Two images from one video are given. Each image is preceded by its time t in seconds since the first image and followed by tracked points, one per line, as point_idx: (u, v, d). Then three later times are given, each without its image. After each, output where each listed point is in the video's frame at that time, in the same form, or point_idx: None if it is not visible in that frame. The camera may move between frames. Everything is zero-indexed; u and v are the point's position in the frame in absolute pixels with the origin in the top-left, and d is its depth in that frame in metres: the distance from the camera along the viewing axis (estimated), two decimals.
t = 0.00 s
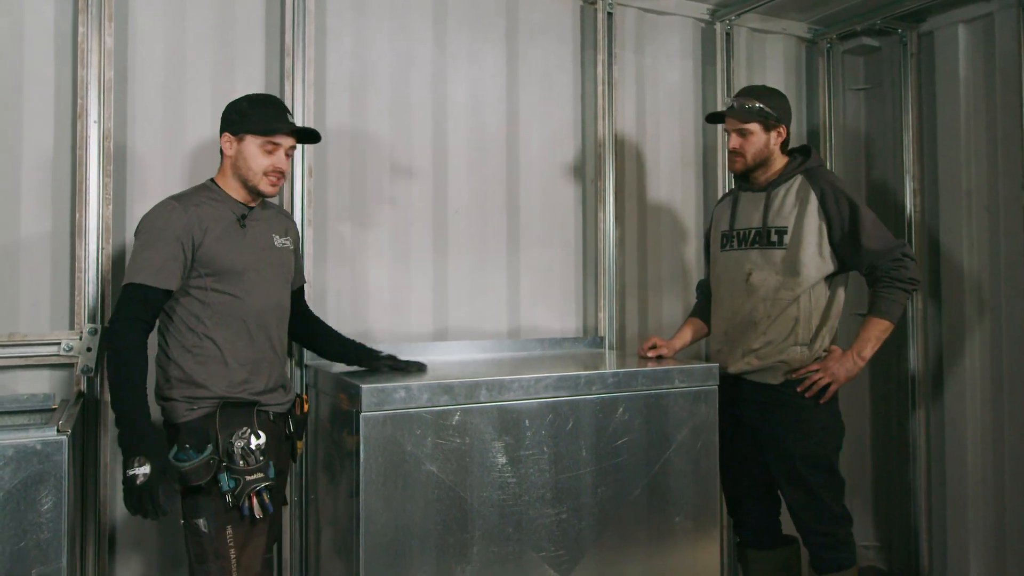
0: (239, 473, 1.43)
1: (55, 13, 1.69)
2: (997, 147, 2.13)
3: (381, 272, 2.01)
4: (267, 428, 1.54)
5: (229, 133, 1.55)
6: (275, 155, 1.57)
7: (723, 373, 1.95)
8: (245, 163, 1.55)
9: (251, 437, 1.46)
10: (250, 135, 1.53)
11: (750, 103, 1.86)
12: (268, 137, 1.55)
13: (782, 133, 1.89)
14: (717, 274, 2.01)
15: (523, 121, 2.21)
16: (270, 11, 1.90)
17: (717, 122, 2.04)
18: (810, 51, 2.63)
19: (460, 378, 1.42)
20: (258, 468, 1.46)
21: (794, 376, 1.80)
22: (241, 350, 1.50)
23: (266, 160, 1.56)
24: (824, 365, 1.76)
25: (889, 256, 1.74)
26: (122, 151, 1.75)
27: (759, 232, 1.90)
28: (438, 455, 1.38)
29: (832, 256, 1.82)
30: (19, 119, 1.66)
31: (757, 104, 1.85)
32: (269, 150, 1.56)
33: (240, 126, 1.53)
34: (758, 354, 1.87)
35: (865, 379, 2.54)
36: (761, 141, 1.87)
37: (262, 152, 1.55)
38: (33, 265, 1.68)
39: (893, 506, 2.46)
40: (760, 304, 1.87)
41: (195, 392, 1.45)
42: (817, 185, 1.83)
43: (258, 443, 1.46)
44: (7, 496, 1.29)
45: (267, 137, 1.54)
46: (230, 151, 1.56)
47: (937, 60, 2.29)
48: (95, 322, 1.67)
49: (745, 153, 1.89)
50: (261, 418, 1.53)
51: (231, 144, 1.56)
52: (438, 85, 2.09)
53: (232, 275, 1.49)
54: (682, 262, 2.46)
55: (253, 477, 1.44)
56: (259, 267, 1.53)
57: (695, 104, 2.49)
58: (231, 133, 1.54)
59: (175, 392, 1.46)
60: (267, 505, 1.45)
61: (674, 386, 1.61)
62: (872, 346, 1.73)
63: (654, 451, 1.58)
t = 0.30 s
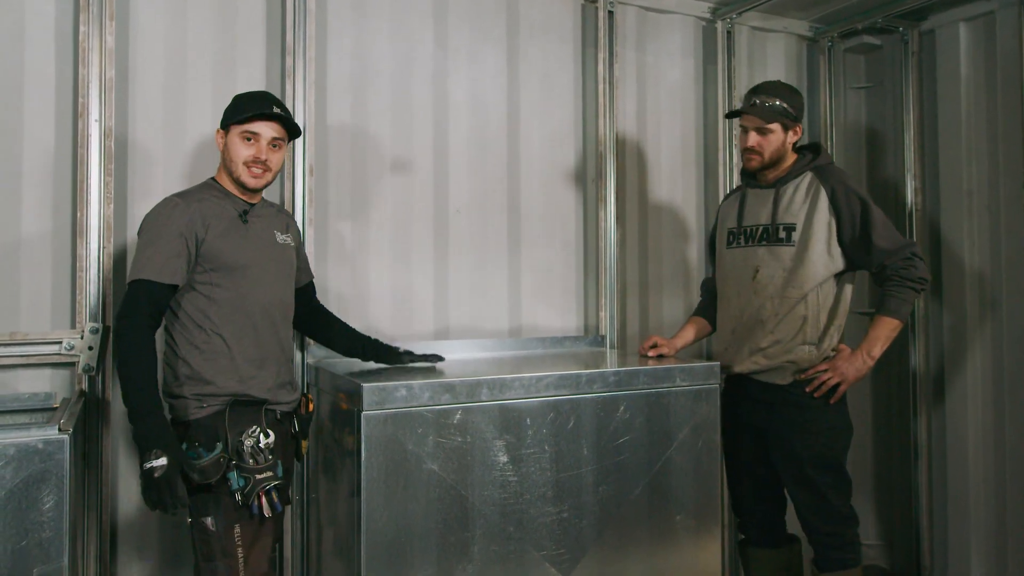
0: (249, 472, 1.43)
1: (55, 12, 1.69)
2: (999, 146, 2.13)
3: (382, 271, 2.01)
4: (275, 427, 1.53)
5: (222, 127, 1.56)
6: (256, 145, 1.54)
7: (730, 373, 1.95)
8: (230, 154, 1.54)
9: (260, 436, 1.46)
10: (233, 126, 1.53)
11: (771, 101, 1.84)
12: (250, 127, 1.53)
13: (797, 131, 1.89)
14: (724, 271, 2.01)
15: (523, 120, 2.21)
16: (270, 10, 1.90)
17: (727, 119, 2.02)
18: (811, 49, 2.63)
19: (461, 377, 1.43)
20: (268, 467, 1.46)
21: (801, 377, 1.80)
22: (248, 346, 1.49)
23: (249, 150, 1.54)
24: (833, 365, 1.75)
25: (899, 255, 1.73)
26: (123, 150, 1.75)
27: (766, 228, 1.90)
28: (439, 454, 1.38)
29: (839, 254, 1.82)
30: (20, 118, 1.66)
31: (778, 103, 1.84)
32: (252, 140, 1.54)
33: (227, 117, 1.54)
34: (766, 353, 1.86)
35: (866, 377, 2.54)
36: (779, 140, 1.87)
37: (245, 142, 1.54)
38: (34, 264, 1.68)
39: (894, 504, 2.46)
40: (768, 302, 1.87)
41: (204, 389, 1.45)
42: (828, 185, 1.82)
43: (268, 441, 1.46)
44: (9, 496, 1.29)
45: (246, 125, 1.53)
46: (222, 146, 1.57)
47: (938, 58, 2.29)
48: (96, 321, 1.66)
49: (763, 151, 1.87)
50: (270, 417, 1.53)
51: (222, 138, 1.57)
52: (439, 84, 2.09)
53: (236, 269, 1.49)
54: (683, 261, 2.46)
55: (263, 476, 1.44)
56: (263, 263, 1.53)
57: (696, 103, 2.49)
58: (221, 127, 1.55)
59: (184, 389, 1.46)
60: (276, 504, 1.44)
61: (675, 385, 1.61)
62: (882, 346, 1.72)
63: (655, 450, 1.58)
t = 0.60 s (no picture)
0: (252, 471, 1.42)
1: (56, 12, 1.69)
2: (999, 144, 2.12)
3: (383, 270, 2.01)
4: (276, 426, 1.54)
5: (245, 136, 1.53)
6: (287, 163, 1.58)
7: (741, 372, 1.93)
8: (258, 167, 1.54)
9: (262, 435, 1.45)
10: (267, 141, 1.53)
11: (792, 107, 1.81)
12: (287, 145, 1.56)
13: (808, 133, 1.89)
14: (728, 271, 2.00)
15: (524, 119, 2.21)
16: (271, 9, 1.89)
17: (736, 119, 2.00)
18: (812, 48, 2.63)
19: (461, 376, 1.42)
20: (271, 466, 1.45)
21: (810, 376, 1.80)
22: (250, 346, 1.49)
23: (278, 166, 1.56)
24: (842, 364, 1.76)
25: (908, 255, 1.74)
26: (123, 150, 1.75)
27: (773, 229, 1.88)
28: (440, 454, 1.38)
29: (848, 254, 1.82)
30: (21, 118, 1.66)
31: (798, 107, 1.81)
32: (283, 157, 1.56)
33: (254, 129, 1.51)
34: (774, 354, 1.85)
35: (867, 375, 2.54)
36: (794, 144, 1.86)
37: (276, 158, 1.55)
38: (35, 264, 1.68)
39: (896, 503, 2.46)
40: (775, 303, 1.86)
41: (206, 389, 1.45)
42: (835, 183, 1.82)
43: (270, 441, 1.45)
44: (10, 496, 1.29)
45: (283, 146, 1.54)
46: (241, 153, 1.54)
47: (939, 57, 2.29)
48: (96, 321, 1.66)
49: (778, 155, 1.86)
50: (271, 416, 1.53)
51: (244, 147, 1.54)
52: (440, 83, 2.09)
53: (239, 269, 1.49)
54: (685, 260, 2.46)
55: (266, 475, 1.43)
56: (265, 263, 1.53)
57: (697, 102, 2.49)
58: (246, 137, 1.52)
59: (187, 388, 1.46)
60: (280, 503, 1.43)
61: (676, 384, 1.61)
62: (892, 344, 1.73)
63: (656, 450, 1.58)
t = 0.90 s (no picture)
0: (247, 473, 1.41)
1: (54, 13, 1.69)
2: (998, 143, 2.12)
3: (382, 270, 2.01)
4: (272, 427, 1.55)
5: (260, 139, 1.53)
6: (299, 162, 1.60)
7: (746, 372, 1.95)
8: (273, 168, 1.55)
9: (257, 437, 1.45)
10: (282, 142, 1.55)
11: (795, 107, 1.81)
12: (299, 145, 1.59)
13: (812, 133, 1.88)
14: (730, 270, 2.01)
15: (523, 118, 2.21)
16: (269, 9, 1.89)
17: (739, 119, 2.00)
18: (811, 46, 2.63)
19: (461, 375, 1.42)
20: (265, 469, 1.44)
21: (814, 373, 1.80)
22: (248, 349, 1.50)
23: (290, 166, 1.58)
24: (847, 362, 1.76)
25: (914, 255, 1.74)
26: (122, 150, 1.75)
27: (778, 229, 1.88)
28: (440, 454, 1.38)
29: (852, 253, 1.82)
30: (19, 119, 1.66)
31: (801, 106, 1.81)
32: (295, 156, 1.59)
33: (270, 132, 1.52)
34: (779, 353, 1.86)
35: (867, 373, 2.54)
36: (797, 143, 1.85)
37: (289, 158, 1.57)
38: (34, 265, 1.67)
39: (896, 502, 2.47)
40: (779, 303, 1.86)
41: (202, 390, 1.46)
42: (839, 183, 1.82)
43: (265, 443, 1.45)
44: (9, 497, 1.29)
45: (299, 147, 1.57)
46: (253, 155, 1.54)
47: (938, 55, 2.29)
48: (95, 321, 1.66)
49: (781, 155, 1.85)
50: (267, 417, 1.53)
51: (258, 150, 1.54)
52: (439, 82, 2.09)
53: (241, 272, 1.49)
54: (684, 260, 2.46)
55: (260, 477, 1.42)
56: (265, 267, 1.54)
57: (696, 101, 2.49)
58: (261, 140, 1.52)
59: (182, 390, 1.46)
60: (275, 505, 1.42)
61: (676, 383, 1.61)
62: (897, 342, 1.73)
63: (656, 449, 1.58)
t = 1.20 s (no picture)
0: (254, 471, 1.41)
1: (53, 13, 1.69)
2: (998, 143, 2.13)
3: (381, 270, 2.01)
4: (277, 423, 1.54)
5: (248, 137, 1.52)
6: (287, 159, 1.59)
7: (746, 371, 1.95)
8: (261, 166, 1.55)
9: (262, 434, 1.45)
10: (269, 139, 1.54)
11: (794, 107, 1.81)
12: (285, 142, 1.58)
13: (812, 132, 1.88)
14: (731, 270, 2.01)
15: (522, 118, 2.21)
16: (268, 9, 1.89)
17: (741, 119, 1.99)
18: (810, 46, 2.63)
19: (460, 375, 1.42)
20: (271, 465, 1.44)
21: (814, 373, 1.80)
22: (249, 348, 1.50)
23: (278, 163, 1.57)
24: (847, 362, 1.76)
25: (915, 255, 1.74)
26: (121, 150, 1.75)
27: (778, 229, 1.88)
28: (440, 454, 1.38)
29: (853, 253, 1.81)
30: (18, 119, 1.66)
31: (799, 106, 1.81)
32: (283, 154, 1.58)
33: (258, 129, 1.52)
34: (779, 353, 1.86)
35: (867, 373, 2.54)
36: (797, 143, 1.85)
37: (278, 155, 1.57)
38: (33, 265, 1.67)
39: (895, 502, 2.47)
40: (780, 303, 1.86)
41: (202, 390, 1.45)
42: (841, 184, 1.82)
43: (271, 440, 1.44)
44: (8, 497, 1.29)
45: (286, 143, 1.56)
46: (241, 153, 1.53)
47: (937, 55, 2.29)
48: (95, 321, 1.66)
49: (780, 154, 1.85)
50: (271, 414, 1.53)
51: (246, 148, 1.53)
52: (438, 82, 2.09)
53: (240, 271, 1.49)
54: (684, 260, 2.46)
55: (267, 474, 1.42)
56: (262, 265, 1.54)
57: (695, 101, 2.49)
58: (247, 137, 1.52)
59: (181, 390, 1.46)
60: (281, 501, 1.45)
61: (675, 382, 1.61)
62: (897, 342, 1.73)
63: (656, 449, 1.58)
